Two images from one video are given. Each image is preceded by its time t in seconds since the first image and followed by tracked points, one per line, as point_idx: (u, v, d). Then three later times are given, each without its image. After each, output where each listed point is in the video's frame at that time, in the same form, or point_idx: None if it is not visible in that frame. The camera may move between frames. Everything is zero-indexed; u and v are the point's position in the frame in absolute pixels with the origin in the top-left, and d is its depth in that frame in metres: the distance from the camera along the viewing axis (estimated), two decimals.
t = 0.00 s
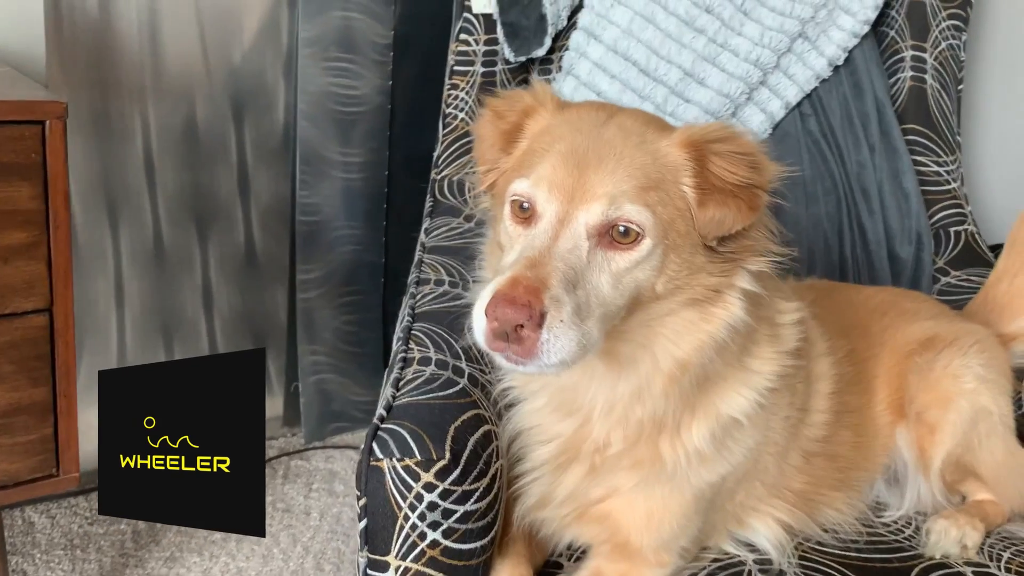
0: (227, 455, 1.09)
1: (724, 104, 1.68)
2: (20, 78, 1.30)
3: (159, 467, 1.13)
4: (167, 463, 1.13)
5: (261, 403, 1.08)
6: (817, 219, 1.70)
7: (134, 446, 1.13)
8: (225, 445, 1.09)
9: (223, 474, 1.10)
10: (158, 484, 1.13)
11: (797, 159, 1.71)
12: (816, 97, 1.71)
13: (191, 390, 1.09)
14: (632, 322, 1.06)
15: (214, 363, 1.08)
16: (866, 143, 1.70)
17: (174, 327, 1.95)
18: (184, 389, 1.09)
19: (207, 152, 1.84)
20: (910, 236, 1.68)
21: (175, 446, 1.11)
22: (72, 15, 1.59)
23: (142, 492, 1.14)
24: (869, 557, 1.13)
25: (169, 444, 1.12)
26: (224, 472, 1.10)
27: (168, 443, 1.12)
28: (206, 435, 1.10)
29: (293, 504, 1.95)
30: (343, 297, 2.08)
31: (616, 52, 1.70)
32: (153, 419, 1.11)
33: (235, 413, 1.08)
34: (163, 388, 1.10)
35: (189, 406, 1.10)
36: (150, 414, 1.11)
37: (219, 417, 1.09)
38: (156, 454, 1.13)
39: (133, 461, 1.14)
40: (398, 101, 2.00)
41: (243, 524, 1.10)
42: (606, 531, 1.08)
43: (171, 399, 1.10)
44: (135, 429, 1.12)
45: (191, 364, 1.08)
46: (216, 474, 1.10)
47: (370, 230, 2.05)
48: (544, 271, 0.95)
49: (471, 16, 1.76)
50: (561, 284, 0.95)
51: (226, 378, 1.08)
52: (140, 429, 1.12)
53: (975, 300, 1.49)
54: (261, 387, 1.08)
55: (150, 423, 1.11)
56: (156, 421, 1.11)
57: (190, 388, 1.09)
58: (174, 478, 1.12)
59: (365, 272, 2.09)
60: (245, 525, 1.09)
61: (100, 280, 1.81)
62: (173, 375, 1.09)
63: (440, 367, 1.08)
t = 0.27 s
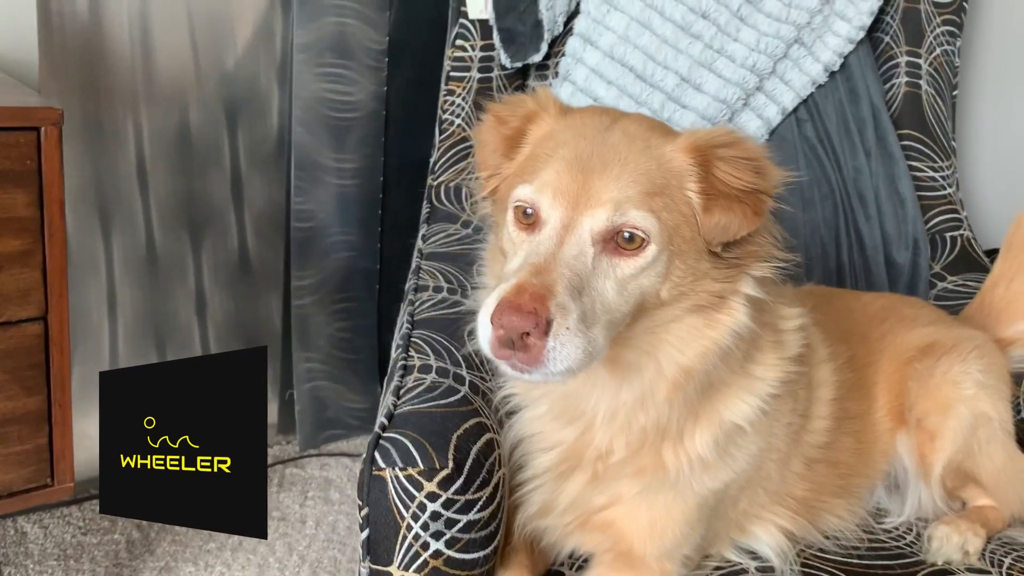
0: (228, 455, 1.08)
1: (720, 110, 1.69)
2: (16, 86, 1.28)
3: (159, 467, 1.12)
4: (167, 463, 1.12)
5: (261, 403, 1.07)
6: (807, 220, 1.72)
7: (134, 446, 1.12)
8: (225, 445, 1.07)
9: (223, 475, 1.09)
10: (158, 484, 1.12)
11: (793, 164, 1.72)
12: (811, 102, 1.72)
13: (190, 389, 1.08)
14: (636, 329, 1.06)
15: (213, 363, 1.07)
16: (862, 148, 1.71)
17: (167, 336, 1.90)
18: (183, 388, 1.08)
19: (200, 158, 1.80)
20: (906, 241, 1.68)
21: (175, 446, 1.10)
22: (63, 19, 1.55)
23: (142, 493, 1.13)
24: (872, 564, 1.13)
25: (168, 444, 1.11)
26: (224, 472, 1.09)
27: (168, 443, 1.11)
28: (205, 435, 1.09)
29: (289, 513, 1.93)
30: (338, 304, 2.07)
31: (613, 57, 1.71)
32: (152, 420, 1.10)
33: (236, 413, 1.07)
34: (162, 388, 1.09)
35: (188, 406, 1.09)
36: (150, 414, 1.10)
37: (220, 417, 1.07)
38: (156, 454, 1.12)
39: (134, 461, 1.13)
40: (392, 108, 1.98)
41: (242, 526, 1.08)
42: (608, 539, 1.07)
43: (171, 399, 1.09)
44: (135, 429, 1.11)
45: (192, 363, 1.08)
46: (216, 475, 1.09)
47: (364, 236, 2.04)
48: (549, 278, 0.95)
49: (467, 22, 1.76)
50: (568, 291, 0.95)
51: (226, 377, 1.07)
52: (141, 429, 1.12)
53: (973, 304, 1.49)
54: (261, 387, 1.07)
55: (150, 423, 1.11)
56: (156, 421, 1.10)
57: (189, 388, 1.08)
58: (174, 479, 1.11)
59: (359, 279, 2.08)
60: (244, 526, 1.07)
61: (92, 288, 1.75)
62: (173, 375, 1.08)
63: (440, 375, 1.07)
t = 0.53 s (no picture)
0: (229, 456, 1.07)
1: (718, 115, 1.70)
2: (9, 92, 1.27)
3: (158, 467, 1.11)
4: (167, 463, 1.11)
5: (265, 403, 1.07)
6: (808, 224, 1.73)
7: (133, 446, 1.11)
8: (227, 444, 1.07)
9: (223, 475, 1.08)
10: (156, 484, 1.11)
11: (792, 168, 1.72)
12: (809, 107, 1.73)
13: (194, 387, 1.08)
14: (644, 335, 1.06)
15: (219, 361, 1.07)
16: (860, 153, 1.71)
17: (162, 343, 1.88)
18: (187, 386, 1.08)
19: (194, 162, 1.78)
20: (904, 246, 1.69)
21: (175, 446, 1.09)
22: (56, 23, 1.53)
23: (139, 493, 1.12)
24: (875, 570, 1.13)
25: (168, 444, 1.10)
26: (224, 472, 1.08)
27: (168, 443, 1.10)
28: (208, 436, 1.08)
29: (285, 520, 1.92)
30: (334, 310, 2.06)
31: (610, 62, 1.71)
32: (153, 420, 1.09)
33: (239, 413, 1.07)
34: (166, 386, 1.08)
35: (191, 406, 1.08)
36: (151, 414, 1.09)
37: (221, 414, 1.07)
38: (156, 454, 1.11)
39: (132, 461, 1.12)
40: (390, 115, 1.95)
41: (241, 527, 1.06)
42: (612, 547, 1.06)
43: (173, 398, 1.09)
44: (135, 429, 1.10)
45: (197, 361, 1.07)
46: (217, 476, 1.08)
47: (360, 241, 2.04)
48: (558, 285, 0.95)
49: (464, 27, 1.75)
50: (577, 297, 0.94)
51: (231, 375, 1.06)
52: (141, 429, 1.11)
53: (972, 308, 1.49)
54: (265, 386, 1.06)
55: (150, 423, 1.10)
56: (156, 421, 1.09)
57: (193, 386, 1.08)
58: (173, 480, 1.10)
59: (356, 285, 2.09)
60: (242, 527, 1.06)
61: (86, 294, 1.73)
62: (177, 372, 1.08)
63: (442, 382, 1.07)
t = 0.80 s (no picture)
0: (228, 456, 1.13)
1: (717, 119, 1.69)
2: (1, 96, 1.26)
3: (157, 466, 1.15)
4: (165, 462, 1.15)
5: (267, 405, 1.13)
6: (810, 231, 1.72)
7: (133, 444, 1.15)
8: (227, 445, 1.12)
9: (222, 474, 1.13)
10: (157, 484, 1.14)
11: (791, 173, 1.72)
12: (808, 112, 1.72)
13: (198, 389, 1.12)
14: (652, 344, 1.05)
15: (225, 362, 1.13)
16: (859, 157, 1.71)
17: (155, 350, 1.85)
18: (190, 388, 1.12)
19: (189, 169, 1.76)
20: (903, 251, 1.68)
21: (176, 446, 1.14)
22: (47, 28, 1.51)
23: (142, 493, 1.15)
24: None
25: (168, 444, 1.14)
26: (223, 472, 1.14)
27: (168, 443, 1.14)
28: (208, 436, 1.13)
29: (281, 528, 1.90)
30: (329, 316, 2.04)
31: (608, 67, 1.71)
32: (153, 420, 1.13)
33: (235, 413, 1.12)
34: (168, 387, 1.13)
35: (192, 407, 1.13)
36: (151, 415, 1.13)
37: (222, 415, 1.12)
38: (155, 454, 1.14)
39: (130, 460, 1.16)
40: (384, 118, 1.98)
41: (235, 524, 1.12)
42: (616, 557, 1.06)
43: (175, 399, 1.13)
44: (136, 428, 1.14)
45: (195, 362, 1.13)
46: (215, 475, 1.14)
47: (355, 247, 2.02)
48: (567, 295, 0.94)
49: (461, 32, 1.73)
50: (587, 308, 0.94)
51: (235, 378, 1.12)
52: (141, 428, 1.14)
53: (973, 314, 1.49)
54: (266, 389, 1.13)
55: (150, 423, 1.13)
56: (156, 421, 1.13)
57: (196, 388, 1.12)
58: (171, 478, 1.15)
59: (352, 290, 2.06)
60: (238, 523, 1.12)
61: (78, 301, 1.70)
62: (181, 374, 1.12)
63: (443, 390, 1.06)
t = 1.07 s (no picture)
0: (229, 456, 1.07)
1: (716, 120, 1.69)
2: None
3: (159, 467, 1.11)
4: (167, 463, 1.11)
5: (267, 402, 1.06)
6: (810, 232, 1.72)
7: (134, 445, 1.11)
8: (228, 445, 1.06)
9: (224, 476, 1.07)
10: (157, 486, 1.10)
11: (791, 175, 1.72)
12: (807, 113, 1.72)
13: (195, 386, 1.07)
14: (656, 347, 1.04)
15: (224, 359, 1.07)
16: (859, 159, 1.70)
17: (151, 354, 1.84)
18: (188, 385, 1.07)
19: (184, 172, 1.75)
20: (903, 253, 1.68)
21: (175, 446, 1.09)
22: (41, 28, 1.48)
23: (142, 493, 1.11)
24: None
25: (169, 444, 1.09)
26: (225, 473, 1.07)
27: (168, 443, 1.09)
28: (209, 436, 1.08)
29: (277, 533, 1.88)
30: (326, 318, 2.02)
31: (607, 68, 1.70)
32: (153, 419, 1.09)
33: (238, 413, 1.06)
34: (167, 386, 1.08)
35: (192, 406, 1.08)
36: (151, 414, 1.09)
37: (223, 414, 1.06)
38: (156, 454, 1.10)
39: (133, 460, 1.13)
40: (381, 120, 1.97)
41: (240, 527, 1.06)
42: (619, 562, 1.05)
43: (175, 397, 1.09)
44: (136, 428, 1.10)
45: (195, 363, 1.07)
46: (217, 476, 1.07)
47: (352, 249, 2.00)
48: (571, 299, 0.93)
49: (459, 32, 1.72)
50: (590, 312, 0.93)
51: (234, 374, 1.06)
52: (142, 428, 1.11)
53: (974, 316, 1.49)
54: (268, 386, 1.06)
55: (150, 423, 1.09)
56: (156, 421, 1.09)
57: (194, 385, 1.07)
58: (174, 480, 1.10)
59: (349, 293, 2.04)
60: (241, 527, 1.06)
61: (72, 304, 1.68)
62: (179, 371, 1.07)
63: (443, 393, 1.05)
